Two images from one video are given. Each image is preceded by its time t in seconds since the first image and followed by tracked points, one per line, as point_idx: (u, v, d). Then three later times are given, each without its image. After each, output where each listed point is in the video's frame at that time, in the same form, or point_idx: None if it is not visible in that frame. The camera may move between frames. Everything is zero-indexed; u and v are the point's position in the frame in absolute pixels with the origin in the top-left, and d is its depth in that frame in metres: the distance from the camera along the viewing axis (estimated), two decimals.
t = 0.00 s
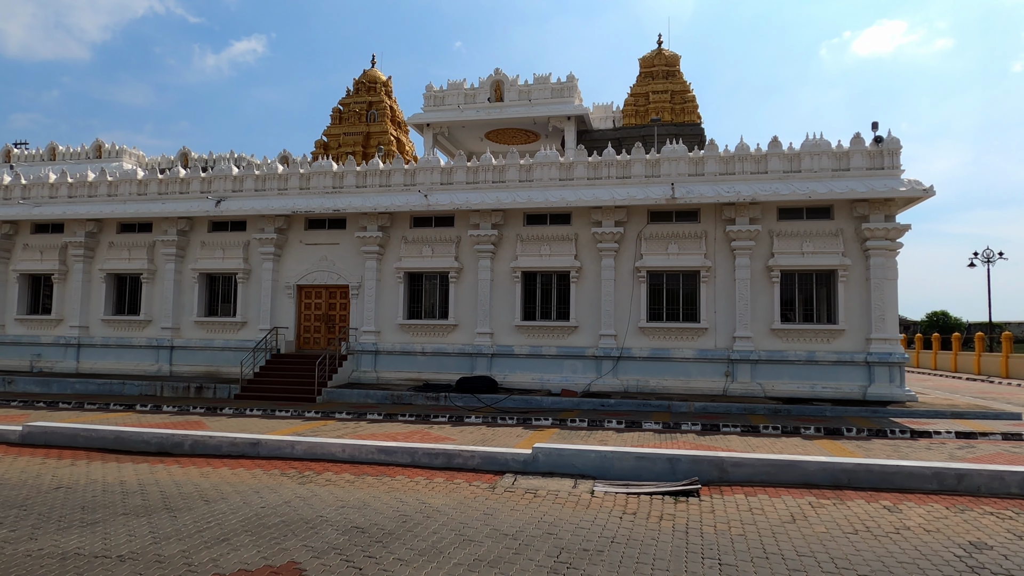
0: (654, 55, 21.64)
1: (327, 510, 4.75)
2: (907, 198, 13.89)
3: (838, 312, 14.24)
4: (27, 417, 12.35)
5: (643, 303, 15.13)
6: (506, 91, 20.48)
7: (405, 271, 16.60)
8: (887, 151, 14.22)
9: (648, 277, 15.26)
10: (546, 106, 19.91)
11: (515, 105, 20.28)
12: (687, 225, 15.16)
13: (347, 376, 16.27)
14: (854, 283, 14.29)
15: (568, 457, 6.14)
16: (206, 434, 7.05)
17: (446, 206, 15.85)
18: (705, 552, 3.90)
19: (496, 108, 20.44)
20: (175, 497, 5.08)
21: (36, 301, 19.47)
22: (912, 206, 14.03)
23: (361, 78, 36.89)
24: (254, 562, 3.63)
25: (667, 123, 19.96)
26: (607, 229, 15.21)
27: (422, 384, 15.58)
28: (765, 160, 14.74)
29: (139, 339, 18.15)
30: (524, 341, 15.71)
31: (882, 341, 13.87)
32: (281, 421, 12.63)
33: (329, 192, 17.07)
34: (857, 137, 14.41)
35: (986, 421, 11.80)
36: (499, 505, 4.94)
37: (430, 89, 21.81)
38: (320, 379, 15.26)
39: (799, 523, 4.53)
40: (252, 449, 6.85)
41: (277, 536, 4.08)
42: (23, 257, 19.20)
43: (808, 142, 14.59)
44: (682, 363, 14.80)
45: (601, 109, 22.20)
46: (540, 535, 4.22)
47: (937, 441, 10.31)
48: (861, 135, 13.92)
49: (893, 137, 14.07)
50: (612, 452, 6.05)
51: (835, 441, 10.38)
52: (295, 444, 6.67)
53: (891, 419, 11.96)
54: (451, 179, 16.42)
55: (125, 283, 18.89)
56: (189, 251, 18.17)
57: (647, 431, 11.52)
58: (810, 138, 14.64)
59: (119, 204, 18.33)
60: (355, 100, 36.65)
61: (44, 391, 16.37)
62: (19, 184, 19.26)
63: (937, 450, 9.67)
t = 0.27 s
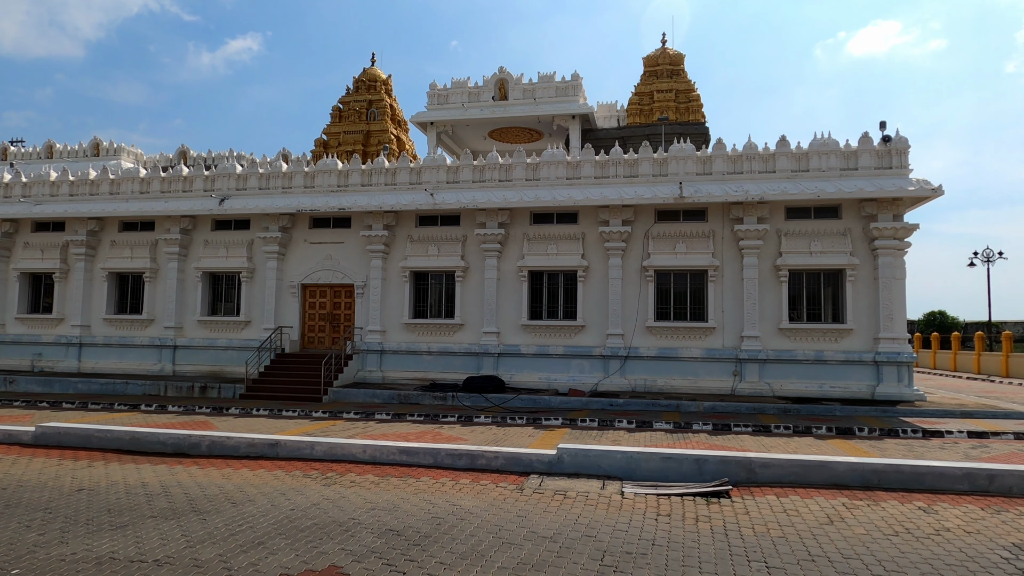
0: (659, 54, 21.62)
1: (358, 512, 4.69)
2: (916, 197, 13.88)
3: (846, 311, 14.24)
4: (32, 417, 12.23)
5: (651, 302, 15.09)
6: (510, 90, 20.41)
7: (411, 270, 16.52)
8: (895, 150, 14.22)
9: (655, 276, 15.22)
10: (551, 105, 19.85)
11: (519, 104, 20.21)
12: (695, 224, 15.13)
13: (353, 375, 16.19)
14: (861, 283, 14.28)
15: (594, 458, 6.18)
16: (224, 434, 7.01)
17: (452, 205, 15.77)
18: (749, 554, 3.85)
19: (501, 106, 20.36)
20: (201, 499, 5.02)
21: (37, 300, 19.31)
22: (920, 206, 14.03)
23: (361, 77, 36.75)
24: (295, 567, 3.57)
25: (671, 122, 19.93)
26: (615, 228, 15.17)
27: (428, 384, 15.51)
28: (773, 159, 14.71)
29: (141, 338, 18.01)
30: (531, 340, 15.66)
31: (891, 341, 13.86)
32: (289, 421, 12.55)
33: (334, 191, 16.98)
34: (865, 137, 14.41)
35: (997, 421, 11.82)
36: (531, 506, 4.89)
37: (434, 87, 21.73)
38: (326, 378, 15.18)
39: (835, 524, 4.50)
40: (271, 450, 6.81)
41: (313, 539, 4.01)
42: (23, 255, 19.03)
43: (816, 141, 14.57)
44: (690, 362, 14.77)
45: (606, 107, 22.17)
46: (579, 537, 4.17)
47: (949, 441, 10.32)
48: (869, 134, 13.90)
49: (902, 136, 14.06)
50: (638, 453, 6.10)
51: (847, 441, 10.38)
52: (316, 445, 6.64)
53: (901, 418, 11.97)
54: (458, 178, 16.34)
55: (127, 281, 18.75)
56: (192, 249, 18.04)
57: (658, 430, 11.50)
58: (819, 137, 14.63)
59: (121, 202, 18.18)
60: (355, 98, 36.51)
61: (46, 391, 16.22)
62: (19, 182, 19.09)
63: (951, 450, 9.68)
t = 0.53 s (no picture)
0: (662, 52, 21.59)
1: (388, 512, 4.60)
2: (923, 195, 13.87)
3: (853, 309, 14.23)
4: (35, 417, 12.08)
5: (657, 300, 15.04)
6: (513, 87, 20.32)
7: (416, 268, 16.42)
8: (902, 148, 14.21)
9: (662, 274, 15.17)
10: (554, 103, 19.77)
11: (522, 101, 20.12)
12: (701, 222, 15.08)
13: (358, 374, 16.08)
14: (869, 281, 14.27)
15: (618, 456, 6.22)
16: (240, 434, 6.95)
17: (458, 202, 15.68)
18: (795, 555, 3.77)
19: (504, 104, 20.25)
20: (226, 499, 4.94)
21: (36, 299, 19.13)
22: (927, 204, 14.02)
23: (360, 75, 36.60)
24: (334, 569, 3.48)
25: (675, 120, 19.89)
26: (621, 226, 15.11)
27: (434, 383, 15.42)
28: (780, 157, 14.68)
29: (142, 337, 17.86)
30: (537, 339, 15.59)
31: (898, 339, 13.85)
32: (296, 421, 12.45)
33: (338, 188, 16.87)
34: (873, 134, 14.39)
35: (1007, 419, 11.83)
36: (562, 506, 4.80)
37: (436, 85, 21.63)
38: (331, 377, 15.08)
39: (873, 523, 4.45)
40: (288, 449, 6.76)
41: (348, 540, 3.92)
42: (22, 253, 18.83)
43: (823, 139, 14.54)
44: (697, 361, 14.74)
45: (609, 106, 22.13)
46: (618, 537, 4.10)
47: (962, 439, 10.30)
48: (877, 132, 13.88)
49: (909, 134, 14.05)
50: (665, 452, 6.14)
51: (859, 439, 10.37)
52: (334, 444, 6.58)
53: (911, 416, 11.96)
54: (463, 176, 16.26)
55: (128, 280, 18.58)
56: (194, 247, 17.89)
57: (668, 429, 11.45)
58: (826, 135, 14.59)
59: (122, 200, 18.01)
60: (354, 96, 36.35)
61: (46, 391, 16.05)
62: (18, 179, 18.89)
63: (964, 447, 9.67)
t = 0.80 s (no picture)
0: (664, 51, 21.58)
1: (417, 515, 4.54)
2: (927, 195, 13.90)
3: (857, 309, 14.26)
4: (36, 417, 11.92)
5: (662, 299, 15.02)
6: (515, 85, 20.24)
7: (419, 267, 16.34)
8: (906, 148, 14.24)
9: (666, 273, 15.15)
10: (556, 101, 19.71)
11: (524, 100, 20.05)
12: (705, 221, 15.07)
13: (360, 374, 15.99)
14: (873, 280, 14.30)
15: (641, 458, 6.29)
16: (255, 435, 6.89)
17: (461, 201, 15.60)
18: (837, 559, 3.73)
19: (505, 102, 20.17)
20: (249, 501, 4.87)
21: (33, 297, 18.91)
22: (931, 204, 14.05)
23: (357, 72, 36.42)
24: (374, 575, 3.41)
25: (677, 120, 19.89)
26: (625, 224, 15.07)
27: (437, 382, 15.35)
28: (785, 157, 14.69)
29: (141, 335, 17.69)
30: (540, 338, 15.55)
31: (902, 338, 13.89)
32: (301, 420, 12.36)
33: (340, 186, 16.76)
34: (877, 134, 14.41)
35: (1011, 418, 11.90)
36: (590, 509, 4.76)
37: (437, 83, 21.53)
38: (334, 376, 14.98)
39: (906, 525, 4.44)
40: (304, 451, 6.72)
41: (382, 545, 3.86)
42: (18, 251, 18.60)
43: (828, 139, 14.56)
44: (702, 360, 14.74)
45: (610, 104, 22.10)
46: (655, 541, 4.05)
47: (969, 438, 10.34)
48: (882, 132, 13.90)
49: (913, 134, 14.08)
50: (688, 453, 6.19)
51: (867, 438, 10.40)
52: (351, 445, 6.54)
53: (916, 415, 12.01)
54: (466, 174, 16.19)
55: (126, 278, 18.40)
56: (194, 245, 17.73)
57: (676, 428, 11.44)
58: (831, 135, 14.61)
59: (120, 197, 17.82)
60: (351, 93, 36.17)
61: (44, 390, 15.86)
62: (14, 176, 18.66)
63: (972, 447, 9.71)
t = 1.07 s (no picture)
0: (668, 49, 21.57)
1: (454, 513, 4.50)
2: (937, 192, 13.90)
3: (866, 307, 14.28)
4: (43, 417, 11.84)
5: (670, 297, 14.99)
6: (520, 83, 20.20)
7: (426, 265, 16.27)
8: (915, 146, 14.24)
9: (675, 271, 15.13)
10: (562, 99, 19.67)
11: (530, 98, 20.01)
12: (714, 219, 15.05)
13: (368, 373, 15.93)
14: (882, 278, 14.31)
15: (671, 455, 6.39)
16: (278, 434, 6.87)
17: (469, 199, 15.54)
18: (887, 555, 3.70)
19: (511, 100, 20.13)
20: (283, 500, 4.84)
21: (35, 297, 18.78)
22: (940, 201, 14.06)
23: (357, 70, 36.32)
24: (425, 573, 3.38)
25: (683, 118, 19.88)
26: (634, 223, 15.04)
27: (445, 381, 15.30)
28: (794, 155, 14.68)
29: (146, 335, 17.58)
30: (549, 336, 15.51)
31: (911, 336, 13.90)
32: (311, 419, 12.31)
33: (346, 184, 16.69)
34: (886, 132, 14.40)
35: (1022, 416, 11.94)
36: (626, 506, 4.73)
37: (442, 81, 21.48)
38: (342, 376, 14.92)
39: (946, 521, 4.44)
40: (329, 449, 6.70)
41: (427, 543, 3.82)
42: (20, 250, 18.46)
43: (837, 137, 14.56)
44: (711, 358, 14.73)
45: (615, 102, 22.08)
46: (700, 538, 4.03)
47: (983, 435, 10.37)
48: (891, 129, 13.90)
49: (922, 132, 14.08)
50: (717, 451, 6.29)
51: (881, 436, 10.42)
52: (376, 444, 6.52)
53: (927, 413, 12.04)
54: (473, 172, 16.14)
55: (130, 277, 18.28)
56: (198, 244, 17.63)
57: (688, 426, 11.43)
58: (839, 133, 14.60)
59: (124, 196, 17.71)
60: (352, 92, 36.07)
61: (49, 390, 15.74)
62: (16, 174, 18.52)
63: (987, 444, 9.73)
